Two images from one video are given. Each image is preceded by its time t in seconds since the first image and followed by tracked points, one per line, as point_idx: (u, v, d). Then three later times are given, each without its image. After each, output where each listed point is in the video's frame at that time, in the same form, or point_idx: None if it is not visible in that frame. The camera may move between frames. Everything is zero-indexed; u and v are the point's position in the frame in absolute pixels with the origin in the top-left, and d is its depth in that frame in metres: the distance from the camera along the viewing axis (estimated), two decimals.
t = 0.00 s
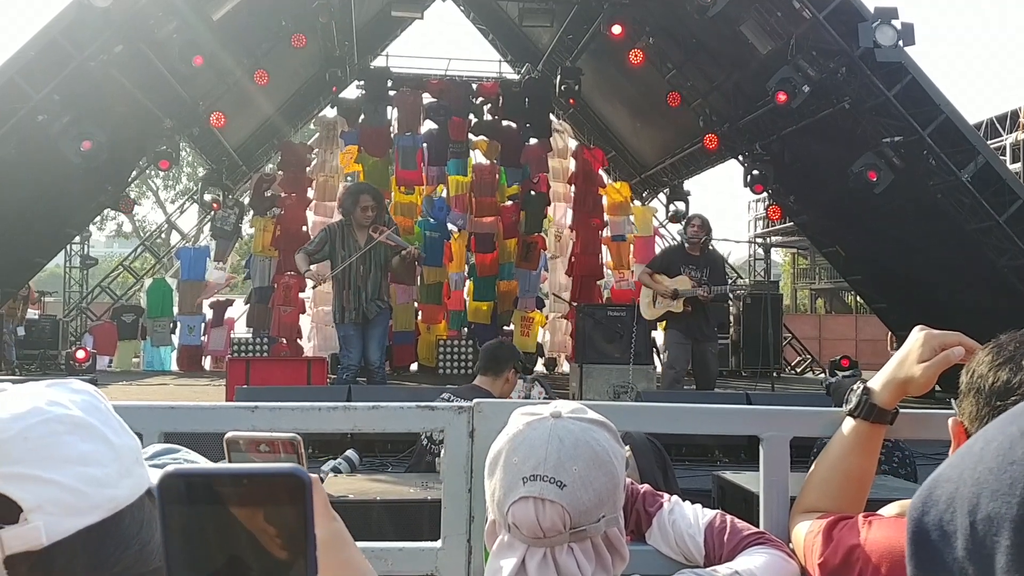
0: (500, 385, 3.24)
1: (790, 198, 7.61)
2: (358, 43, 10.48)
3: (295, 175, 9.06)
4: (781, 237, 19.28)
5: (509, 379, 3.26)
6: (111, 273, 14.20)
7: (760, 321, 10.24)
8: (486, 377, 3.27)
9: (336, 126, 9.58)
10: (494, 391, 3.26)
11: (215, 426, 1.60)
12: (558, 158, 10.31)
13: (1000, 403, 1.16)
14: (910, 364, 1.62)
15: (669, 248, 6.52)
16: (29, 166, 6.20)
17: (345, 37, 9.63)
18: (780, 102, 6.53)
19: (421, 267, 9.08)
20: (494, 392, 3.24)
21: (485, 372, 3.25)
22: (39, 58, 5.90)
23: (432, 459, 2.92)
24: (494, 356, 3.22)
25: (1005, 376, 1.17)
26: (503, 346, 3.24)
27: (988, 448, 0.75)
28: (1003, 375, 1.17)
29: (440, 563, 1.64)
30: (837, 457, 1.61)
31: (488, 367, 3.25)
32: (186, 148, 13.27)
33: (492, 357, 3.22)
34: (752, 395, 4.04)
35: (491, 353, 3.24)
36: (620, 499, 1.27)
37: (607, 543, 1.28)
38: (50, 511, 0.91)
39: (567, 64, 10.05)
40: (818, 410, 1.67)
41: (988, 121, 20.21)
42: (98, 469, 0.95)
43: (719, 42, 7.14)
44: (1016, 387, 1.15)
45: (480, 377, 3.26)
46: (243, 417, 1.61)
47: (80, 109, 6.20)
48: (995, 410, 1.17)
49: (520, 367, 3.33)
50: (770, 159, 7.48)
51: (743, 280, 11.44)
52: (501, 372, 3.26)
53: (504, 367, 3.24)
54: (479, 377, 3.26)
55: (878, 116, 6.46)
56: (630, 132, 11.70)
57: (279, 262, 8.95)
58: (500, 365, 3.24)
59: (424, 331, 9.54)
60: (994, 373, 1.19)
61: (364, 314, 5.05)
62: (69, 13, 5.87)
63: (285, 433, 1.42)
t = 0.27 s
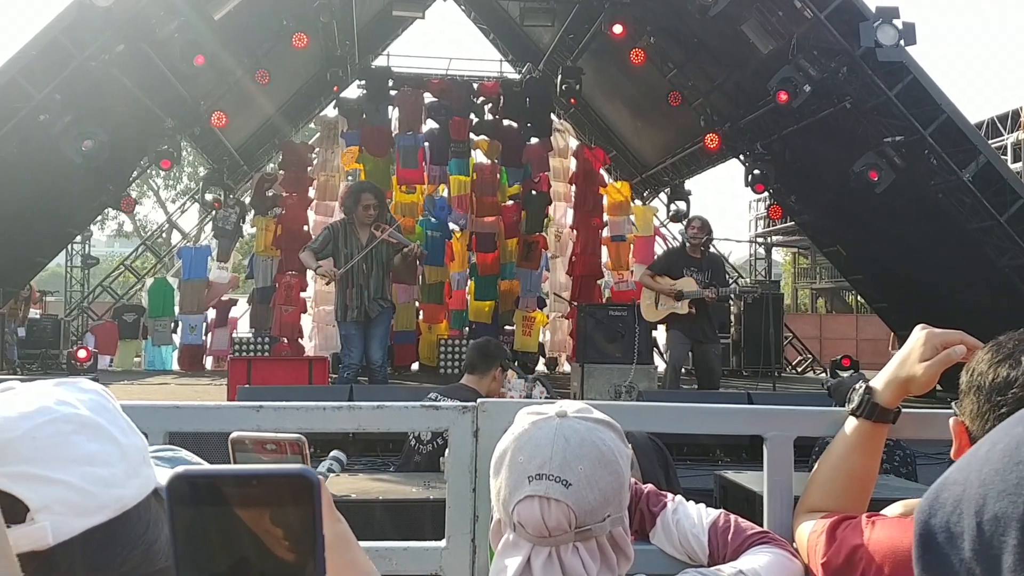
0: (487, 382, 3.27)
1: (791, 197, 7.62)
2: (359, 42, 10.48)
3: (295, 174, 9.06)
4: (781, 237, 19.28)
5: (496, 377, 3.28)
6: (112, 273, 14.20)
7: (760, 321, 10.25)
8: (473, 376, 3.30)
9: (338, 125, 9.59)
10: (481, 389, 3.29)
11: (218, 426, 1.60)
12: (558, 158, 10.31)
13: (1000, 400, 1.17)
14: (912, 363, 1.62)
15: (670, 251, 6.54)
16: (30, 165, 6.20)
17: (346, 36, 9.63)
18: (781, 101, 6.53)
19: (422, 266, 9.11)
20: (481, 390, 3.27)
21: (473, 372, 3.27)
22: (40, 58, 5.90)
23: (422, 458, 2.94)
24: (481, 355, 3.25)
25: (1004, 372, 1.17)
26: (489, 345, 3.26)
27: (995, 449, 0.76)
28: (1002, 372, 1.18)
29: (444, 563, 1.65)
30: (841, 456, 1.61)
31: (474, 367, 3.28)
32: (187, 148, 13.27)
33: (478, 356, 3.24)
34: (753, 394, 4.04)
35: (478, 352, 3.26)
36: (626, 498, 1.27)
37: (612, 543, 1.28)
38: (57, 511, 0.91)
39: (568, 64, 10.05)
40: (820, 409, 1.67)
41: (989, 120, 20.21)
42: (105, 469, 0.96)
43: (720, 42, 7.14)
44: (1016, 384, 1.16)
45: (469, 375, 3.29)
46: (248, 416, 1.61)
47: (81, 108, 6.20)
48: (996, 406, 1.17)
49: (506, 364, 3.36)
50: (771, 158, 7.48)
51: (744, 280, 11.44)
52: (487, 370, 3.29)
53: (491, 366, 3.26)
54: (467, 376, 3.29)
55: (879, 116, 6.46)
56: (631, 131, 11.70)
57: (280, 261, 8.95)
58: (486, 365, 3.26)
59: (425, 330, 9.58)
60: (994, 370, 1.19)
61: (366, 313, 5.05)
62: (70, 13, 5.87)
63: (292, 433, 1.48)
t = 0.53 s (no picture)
0: (473, 382, 3.27)
1: (791, 197, 7.62)
2: (359, 42, 10.47)
3: (296, 174, 9.05)
4: (782, 236, 19.26)
5: (481, 376, 3.28)
6: (113, 273, 14.21)
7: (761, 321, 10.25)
8: (458, 375, 3.31)
9: (339, 125, 9.59)
10: (467, 388, 3.29)
11: (218, 427, 1.60)
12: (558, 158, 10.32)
13: (1003, 405, 1.17)
14: (913, 365, 1.62)
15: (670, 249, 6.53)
16: (31, 165, 6.20)
17: (346, 36, 9.62)
18: (782, 102, 6.53)
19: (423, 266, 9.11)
20: (466, 390, 3.27)
21: (458, 371, 3.28)
22: (41, 58, 5.90)
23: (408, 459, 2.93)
24: (466, 354, 3.26)
25: (1007, 377, 1.17)
26: (475, 343, 3.27)
27: (1002, 450, 0.76)
28: (1005, 376, 1.18)
29: (445, 563, 1.65)
30: (842, 458, 1.61)
31: (459, 366, 3.29)
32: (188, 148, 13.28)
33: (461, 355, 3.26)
34: (754, 395, 4.04)
35: (462, 351, 3.28)
36: (626, 500, 1.27)
37: (611, 543, 1.29)
38: (52, 515, 0.91)
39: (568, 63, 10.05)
40: (821, 411, 1.67)
41: (990, 120, 20.20)
42: (101, 473, 0.96)
43: (721, 42, 7.13)
44: (1018, 387, 1.16)
45: (453, 374, 3.30)
46: (249, 417, 1.61)
47: (82, 109, 6.20)
48: (997, 410, 1.17)
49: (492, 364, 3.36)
50: (772, 158, 7.48)
51: (745, 280, 11.44)
52: (473, 368, 3.29)
53: (476, 365, 3.26)
54: (453, 375, 3.30)
55: (879, 116, 6.46)
56: (632, 131, 11.69)
57: (280, 261, 8.95)
58: (470, 365, 3.26)
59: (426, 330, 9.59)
60: (997, 374, 1.19)
61: (366, 313, 5.05)
62: (71, 13, 5.87)
63: (287, 435, 1.47)
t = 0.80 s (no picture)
0: (461, 381, 3.27)
1: (792, 197, 7.61)
2: (360, 41, 10.46)
3: (296, 174, 9.05)
4: (783, 236, 19.25)
5: (471, 374, 3.28)
6: (114, 273, 14.22)
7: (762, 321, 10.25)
8: (448, 374, 3.30)
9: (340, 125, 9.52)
10: (456, 388, 3.29)
11: (221, 427, 1.60)
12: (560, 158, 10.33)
13: (1003, 401, 1.16)
14: (915, 365, 1.62)
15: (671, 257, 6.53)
16: (32, 165, 6.20)
17: (346, 36, 9.61)
18: (783, 101, 6.52)
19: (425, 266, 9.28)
20: (455, 389, 3.27)
21: (447, 371, 3.27)
22: (42, 58, 5.89)
23: (397, 461, 2.95)
24: (455, 355, 3.25)
25: (1007, 374, 1.17)
26: (463, 343, 3.27)
27: (1004, 461, 0.75)
28: (1005, 373, 1.17)
29: (448, 564, 1.65)
30: (845, 458, 1.61)
31: (448, 366, 3.28)
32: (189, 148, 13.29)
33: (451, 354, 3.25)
34: (756, 395, 4.05)
35: (453, 352, 3.27)
36: (628, 501, 1.27)
37: (614, 545, 1.29)
38: (49, 517, 0.91)
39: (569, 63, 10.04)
40: (822, 411, 1.67)
41: (991, 120, 20.20)
42: (97, 475, 0.95)
43: (722, 41, 7.12)
44: (1020, 387, 1.15)
45: (443, 374, 3.29)
46: (251, 418, 1.61)
47: (83, 109, 6.20)
48: (998, 408, 1.17)
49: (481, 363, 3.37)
50: (773, 158, 7.48)
51: (745, 279, 11.44)
52: (462, 368, 3.29)
53: (466, 363, 3.25)
54: (443, 375, 3.30)
55: (880, 115, 6.45)
56: (632, 131, 11.69)
57: (281, 260, 8.95)
58: (461, 362, 3.26)
59: (427, 330, 9.61)
60: (996, 371, 1.19)
61: (364, 312, 5.04)
62: (72, 13, 5.87)
63: (292, 437, 1.44)
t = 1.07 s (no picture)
0: (453, 380, 3.27)
1: (793, 197, 7.62)
2: (361, 41, 10.46)
3: (298, 174, 9.05)
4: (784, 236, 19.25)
5: (462, 374, 3.28)
6: (115, 273, 14.22)
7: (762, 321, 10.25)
8: (440, 373, 3.30)
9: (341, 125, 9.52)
10: (447, 386, 3.29)
11: (227, 427, 1.61)
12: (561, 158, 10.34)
13: (1016, 405, 1.17)
14: (923, 365, 1.62)
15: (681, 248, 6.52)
16: (34, 165, 6.19)
17: (347, 36, 9.61)
18: (784, 101, 6.53)
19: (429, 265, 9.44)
20: (447, 388, 3.27)
21: (439, 369, 3.27)
22: (43, 58, 5.89)
23: (391, 461, 2.97)
24: (448, 354, 3.25)
25: (1019, 376, 1.17)
26: (455, 342, 3.26)
27: (1012, 461, 0.76)
28: (1016, 375, 1.17)
29: (454, 564, 1.65)
30: (851, 458, 1.61)
31: (441, 364, 3.28)
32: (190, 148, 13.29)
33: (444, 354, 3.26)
34: (758, 395, 4.05)
35: (445, 351, 3.27)
36: (636, 501, 1.27)
37: (621, 545, 1.28)
38: (61, 515, 0.91)
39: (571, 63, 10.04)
40: (829, 412, 1.68)
41: (992, 120, 20.22)
42: (108, 474, 0.95)
43: (724, 41, 7.12)
44: None
45: (435, 373, 3.29)
46: (257, 417, 1.61)
47: (85, 109, 6.20)
48: (1009, 410, 1.17)
49: (473, 362, 3.35)
50: (774, 158, 7.49)
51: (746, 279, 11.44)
52: (454, 368, 3.28)
53: (458, 362, 3.25)
54: (434, 373, 3.30)
55: (881, 115, 6.45)
56: (633, 130, 11.69)
57: (282, 260, 8.95)
58: (452, 362, 3.26)
59: (428, 330, 9.62)
60: (1007, 373, 1.19)
61: (364, 313, 5.05)
62: (73, 13, 5.86)
63: (296, 436, 1.43)
